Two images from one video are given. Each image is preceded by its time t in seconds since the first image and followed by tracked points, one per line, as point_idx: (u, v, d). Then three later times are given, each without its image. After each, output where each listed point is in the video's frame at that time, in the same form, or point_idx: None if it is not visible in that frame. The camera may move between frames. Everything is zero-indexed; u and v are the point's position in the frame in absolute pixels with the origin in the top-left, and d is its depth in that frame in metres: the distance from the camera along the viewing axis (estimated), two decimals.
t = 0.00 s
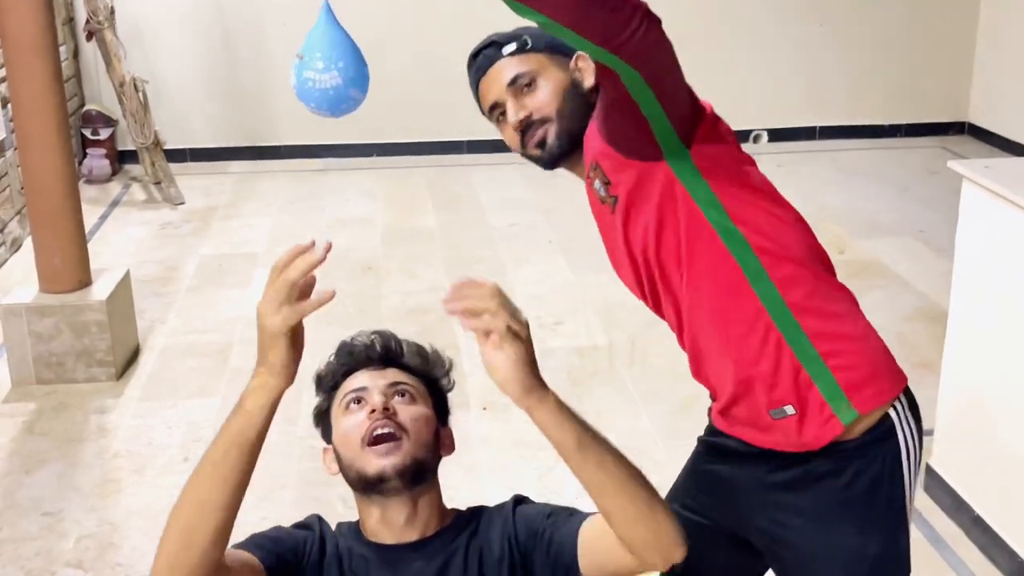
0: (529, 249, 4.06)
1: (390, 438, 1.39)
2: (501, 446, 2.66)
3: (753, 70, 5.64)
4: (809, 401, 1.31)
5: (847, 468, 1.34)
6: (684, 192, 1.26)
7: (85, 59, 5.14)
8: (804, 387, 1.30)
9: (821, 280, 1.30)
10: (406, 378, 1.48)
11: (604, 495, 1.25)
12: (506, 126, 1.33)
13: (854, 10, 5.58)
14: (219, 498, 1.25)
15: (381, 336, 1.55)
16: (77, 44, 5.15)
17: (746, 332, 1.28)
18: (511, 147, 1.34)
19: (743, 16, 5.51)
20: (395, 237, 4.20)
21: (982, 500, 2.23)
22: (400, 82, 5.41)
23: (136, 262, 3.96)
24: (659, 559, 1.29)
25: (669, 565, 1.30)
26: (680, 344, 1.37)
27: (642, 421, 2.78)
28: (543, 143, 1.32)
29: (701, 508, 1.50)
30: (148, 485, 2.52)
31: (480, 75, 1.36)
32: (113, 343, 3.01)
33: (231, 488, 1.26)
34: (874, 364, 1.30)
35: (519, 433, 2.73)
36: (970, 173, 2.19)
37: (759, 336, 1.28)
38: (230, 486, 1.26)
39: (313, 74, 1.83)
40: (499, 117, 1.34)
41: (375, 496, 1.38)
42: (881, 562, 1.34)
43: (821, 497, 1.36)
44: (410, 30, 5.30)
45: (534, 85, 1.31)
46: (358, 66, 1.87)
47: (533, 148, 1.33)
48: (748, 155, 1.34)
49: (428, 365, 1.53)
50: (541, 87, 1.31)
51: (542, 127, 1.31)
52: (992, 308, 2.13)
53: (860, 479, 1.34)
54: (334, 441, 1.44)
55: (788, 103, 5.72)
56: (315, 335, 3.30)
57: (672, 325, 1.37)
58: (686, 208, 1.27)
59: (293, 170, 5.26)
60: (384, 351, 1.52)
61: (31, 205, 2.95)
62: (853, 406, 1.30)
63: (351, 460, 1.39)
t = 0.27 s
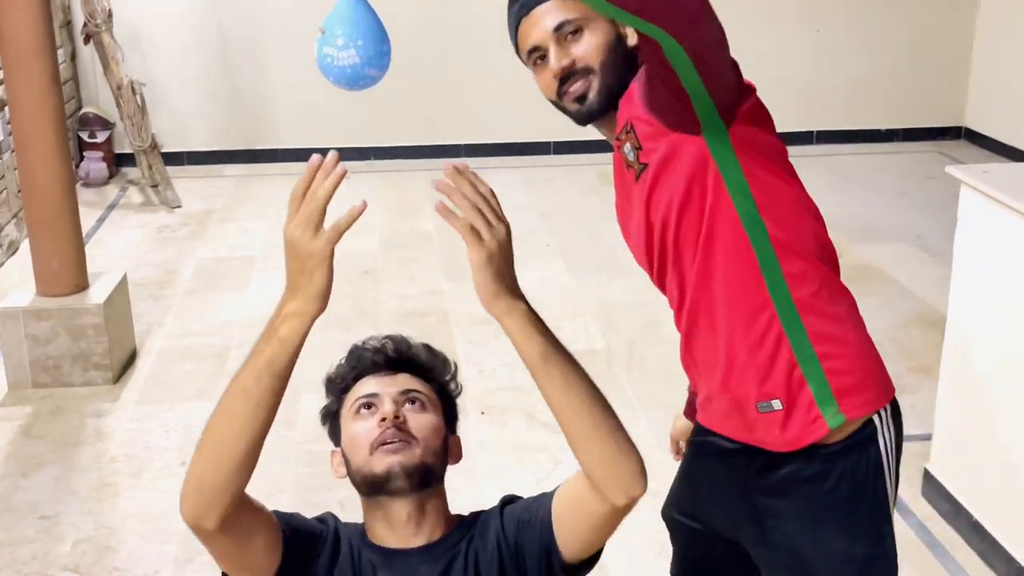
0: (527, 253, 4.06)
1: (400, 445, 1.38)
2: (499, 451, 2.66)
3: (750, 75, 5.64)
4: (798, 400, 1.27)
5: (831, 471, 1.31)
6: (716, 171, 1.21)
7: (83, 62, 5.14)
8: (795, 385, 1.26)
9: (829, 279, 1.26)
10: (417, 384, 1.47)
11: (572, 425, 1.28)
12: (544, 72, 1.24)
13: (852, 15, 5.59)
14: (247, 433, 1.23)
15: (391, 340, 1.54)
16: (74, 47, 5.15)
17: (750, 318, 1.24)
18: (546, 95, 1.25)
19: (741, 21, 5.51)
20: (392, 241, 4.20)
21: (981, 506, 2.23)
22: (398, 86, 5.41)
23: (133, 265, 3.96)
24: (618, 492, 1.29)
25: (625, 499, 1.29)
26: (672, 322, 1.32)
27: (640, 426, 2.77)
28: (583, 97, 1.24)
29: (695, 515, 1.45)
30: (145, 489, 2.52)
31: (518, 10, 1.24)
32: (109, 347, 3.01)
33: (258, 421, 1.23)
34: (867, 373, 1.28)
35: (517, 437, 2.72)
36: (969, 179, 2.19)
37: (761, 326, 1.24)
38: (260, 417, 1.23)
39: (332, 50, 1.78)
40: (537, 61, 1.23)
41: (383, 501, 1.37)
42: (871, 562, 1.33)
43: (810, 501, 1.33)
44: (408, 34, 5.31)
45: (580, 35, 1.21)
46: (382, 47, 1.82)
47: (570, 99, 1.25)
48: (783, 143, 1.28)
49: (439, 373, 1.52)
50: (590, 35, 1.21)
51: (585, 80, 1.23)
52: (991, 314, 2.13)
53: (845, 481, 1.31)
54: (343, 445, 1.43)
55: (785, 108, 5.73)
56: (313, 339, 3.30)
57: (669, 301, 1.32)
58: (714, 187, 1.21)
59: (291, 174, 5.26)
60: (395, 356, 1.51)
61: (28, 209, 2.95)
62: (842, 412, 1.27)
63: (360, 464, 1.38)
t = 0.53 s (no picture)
0: (522, 258, 4.06)
1: (403, 451, 1.39)
2: (495, 457, 2.66)
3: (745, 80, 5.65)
4: (794, 407, 1.27)
5: (824, 476, 1.31)
6: (731, 172, 1.20)
7: (76, 67, 5.13)
8: (793, 391, 1.26)
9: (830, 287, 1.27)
10: (422, 391, 1.47)
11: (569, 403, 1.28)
12: (557, 65, 1.26)
13: (846, 21, 5.60)
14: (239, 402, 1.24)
15: (398, 347, 1.55)
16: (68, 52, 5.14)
17: (753, 321, 1.24)
18: (559, 88, 1.27)
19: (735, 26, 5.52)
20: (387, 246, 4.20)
21: (976, 512, 2.23)
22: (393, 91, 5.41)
23: (127, 270, 3.94)
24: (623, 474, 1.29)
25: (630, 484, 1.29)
26: (672, 321, 1.31)
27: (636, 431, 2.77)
28: (598, 91, 1.26)
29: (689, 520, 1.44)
30: (139, 495, 2.51)
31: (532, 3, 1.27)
32: (103, 353, 3.00)
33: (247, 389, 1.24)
34: (862, 384, 1.28)
35: (513, 443, 2.72)
36: (963, 185, 2.19)
37: (763, 329, 1.24)
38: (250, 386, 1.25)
39: (368, 19, 1.96)
40: (550, 53, 1.26)
41: (383, 506, 1.38)
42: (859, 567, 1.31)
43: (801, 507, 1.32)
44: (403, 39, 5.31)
45: (596, 27, 1.24)
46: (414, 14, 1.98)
47: (583, 92, 1.27)
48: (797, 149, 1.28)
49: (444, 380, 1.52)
50: (606, 28, 1.24)
51: (600, 73, 1.26)
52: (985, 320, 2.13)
53: (835, 484, 1.31)
54: (346, 449, 1.43)
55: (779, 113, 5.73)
56: (307, 345, 3.29)
57: (670, 300, 1.31)
58: (727, 189, 1.21)
59: (285, 179, 5.25)
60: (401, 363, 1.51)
61: (22, 215, 2.94)
62: (837, 419, 1.27)
63: (362, 470, 1.39)
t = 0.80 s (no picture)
0: (516, 263, 4.06)
1: (409, 452, 1.38)
2: (490, 462, 2.65)
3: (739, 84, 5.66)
4: (788, 413, 1.26)
5: (815, 481, 1.30)
6: (733, 173, 1.20)
7: (70, 72, 5.13)
8: (787, 396, 1.26)
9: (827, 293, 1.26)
10: (430, 398, 1.48)
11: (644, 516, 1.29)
12: (564, 58, 1.26)
13: (840, 25, 5.61)
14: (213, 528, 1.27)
15: (407, 351, 1.56)
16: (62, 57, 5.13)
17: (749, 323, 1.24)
18: (565, 82, 1.27)
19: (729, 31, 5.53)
20: (381, 251, 4.19)
21: (971, 516, 2.23)
22: (387, 96, 5.41)
23: (121, 276, 3.94)
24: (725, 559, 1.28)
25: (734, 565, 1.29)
26: (668, 322, 1.31)
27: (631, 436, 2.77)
28: (605, 88, 1.26)
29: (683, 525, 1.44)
30: (134, 502, 2.50)
31: None
32: (97, 359, 2.99)
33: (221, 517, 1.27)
34: (855, 393, 1.28)
35: (508, 448, 2.72)
36: (958, 189, 2.20)
37: (760, 332, 1.24)
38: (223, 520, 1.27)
39: (375, 34, 2.52)
40: (557, 45, 1.26)
41: (385, 506, 1.36)
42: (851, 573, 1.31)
43: (788, 513, 1.32)
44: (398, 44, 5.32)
45: (604, 22, 1.24)
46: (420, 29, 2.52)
47: (589, 86, 1.27)
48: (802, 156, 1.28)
49: (451, 389, 1.53)
50: (614, 24, 1.24)
51: (607, 69, 1.25)
52: (979, 324, 2.13)
53: (828, 497, 1.30)
54: (350, 450, 1.44)
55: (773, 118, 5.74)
56: (301, 350, 3.28)
57: (667, 302, 1.30)
58: (732, 187, 1.20)
59: (280, 184, 5.25)
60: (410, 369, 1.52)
61: (16, 220, 2.93)
62: (831, 427, 1.26)
63: (367, 469, 1.38)
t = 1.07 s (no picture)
0: (511, 268, 4.06)
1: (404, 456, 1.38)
2: (486, 467, 2.65)
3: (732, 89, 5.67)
4: (770, 426, 1.28)
5: (795, 487, 1.30)
6: (729, 186, 1.20)
7: (64, 79, 5.12)
8: (770, 410, 1.27)
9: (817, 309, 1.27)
10: (426, 403, 1.47)
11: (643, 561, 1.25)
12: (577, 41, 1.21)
13: (833, 30, 5.63)
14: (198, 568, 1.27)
15: (405, 359, 1.55)
16: (55, 64, 5.13)
17: (738, 335, 1.24)
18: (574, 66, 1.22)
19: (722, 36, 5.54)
20: (375, 257, 4.19)
21: (966, 519, 2.23)
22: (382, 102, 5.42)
23: (115, 283, 3.93)
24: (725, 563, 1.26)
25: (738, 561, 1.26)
26: (659, 324, 1.32)
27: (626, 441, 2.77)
28: (615, 77, 1.22)
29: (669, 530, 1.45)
30: (129, 508, 2.50)
31: None
32: (92, 366, 2.99)
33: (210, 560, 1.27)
34: (840, 408, 1.29)
35: (504, 454, 2.72)
36: (951, 194, 2.20)
37: (745, 344, 1.24)
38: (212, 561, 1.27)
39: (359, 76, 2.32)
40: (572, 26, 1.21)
41: (380, 511, 1.36)
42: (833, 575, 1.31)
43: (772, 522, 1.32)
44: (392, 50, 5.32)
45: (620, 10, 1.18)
46: (402, 70, 2.34)
47: (596, 74, 1.22)
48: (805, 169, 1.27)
49: (449, 394, 1.53)
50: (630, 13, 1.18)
51: (619, 58, 1.20)
52: (973, 328, 2.14)
53: (810, 502, 1.30)
54: (346, 454, 1.44)
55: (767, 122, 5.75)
56: (296, 357, 3.28)
57: (660, 305, 1.31)
58: (727, 201, 1.20)
59: (274, 190, 5.25)
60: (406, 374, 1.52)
61: (11, 228, 2.93)
62: (812, 441, 1.27)
63: (363, 473, 1.38)
